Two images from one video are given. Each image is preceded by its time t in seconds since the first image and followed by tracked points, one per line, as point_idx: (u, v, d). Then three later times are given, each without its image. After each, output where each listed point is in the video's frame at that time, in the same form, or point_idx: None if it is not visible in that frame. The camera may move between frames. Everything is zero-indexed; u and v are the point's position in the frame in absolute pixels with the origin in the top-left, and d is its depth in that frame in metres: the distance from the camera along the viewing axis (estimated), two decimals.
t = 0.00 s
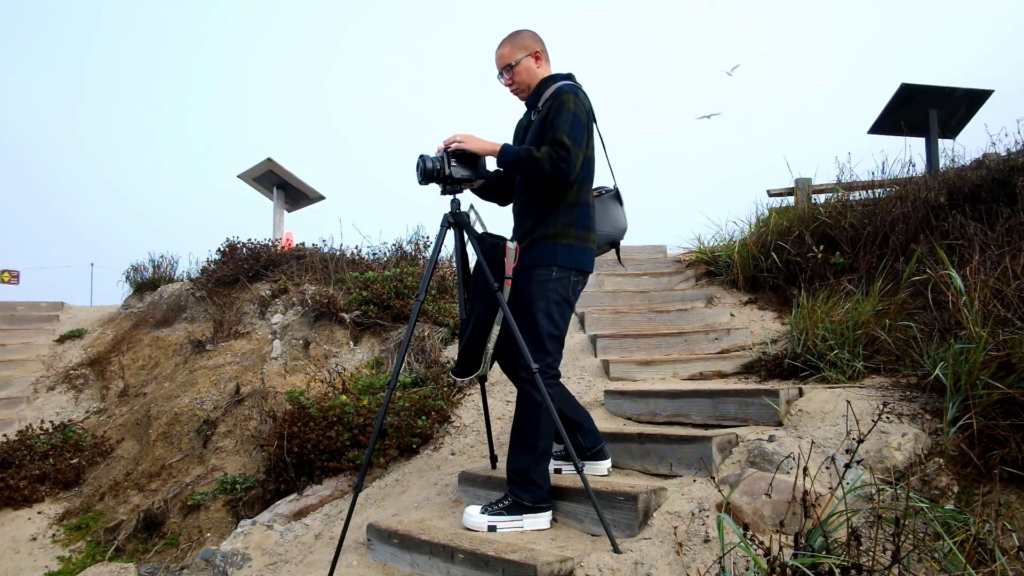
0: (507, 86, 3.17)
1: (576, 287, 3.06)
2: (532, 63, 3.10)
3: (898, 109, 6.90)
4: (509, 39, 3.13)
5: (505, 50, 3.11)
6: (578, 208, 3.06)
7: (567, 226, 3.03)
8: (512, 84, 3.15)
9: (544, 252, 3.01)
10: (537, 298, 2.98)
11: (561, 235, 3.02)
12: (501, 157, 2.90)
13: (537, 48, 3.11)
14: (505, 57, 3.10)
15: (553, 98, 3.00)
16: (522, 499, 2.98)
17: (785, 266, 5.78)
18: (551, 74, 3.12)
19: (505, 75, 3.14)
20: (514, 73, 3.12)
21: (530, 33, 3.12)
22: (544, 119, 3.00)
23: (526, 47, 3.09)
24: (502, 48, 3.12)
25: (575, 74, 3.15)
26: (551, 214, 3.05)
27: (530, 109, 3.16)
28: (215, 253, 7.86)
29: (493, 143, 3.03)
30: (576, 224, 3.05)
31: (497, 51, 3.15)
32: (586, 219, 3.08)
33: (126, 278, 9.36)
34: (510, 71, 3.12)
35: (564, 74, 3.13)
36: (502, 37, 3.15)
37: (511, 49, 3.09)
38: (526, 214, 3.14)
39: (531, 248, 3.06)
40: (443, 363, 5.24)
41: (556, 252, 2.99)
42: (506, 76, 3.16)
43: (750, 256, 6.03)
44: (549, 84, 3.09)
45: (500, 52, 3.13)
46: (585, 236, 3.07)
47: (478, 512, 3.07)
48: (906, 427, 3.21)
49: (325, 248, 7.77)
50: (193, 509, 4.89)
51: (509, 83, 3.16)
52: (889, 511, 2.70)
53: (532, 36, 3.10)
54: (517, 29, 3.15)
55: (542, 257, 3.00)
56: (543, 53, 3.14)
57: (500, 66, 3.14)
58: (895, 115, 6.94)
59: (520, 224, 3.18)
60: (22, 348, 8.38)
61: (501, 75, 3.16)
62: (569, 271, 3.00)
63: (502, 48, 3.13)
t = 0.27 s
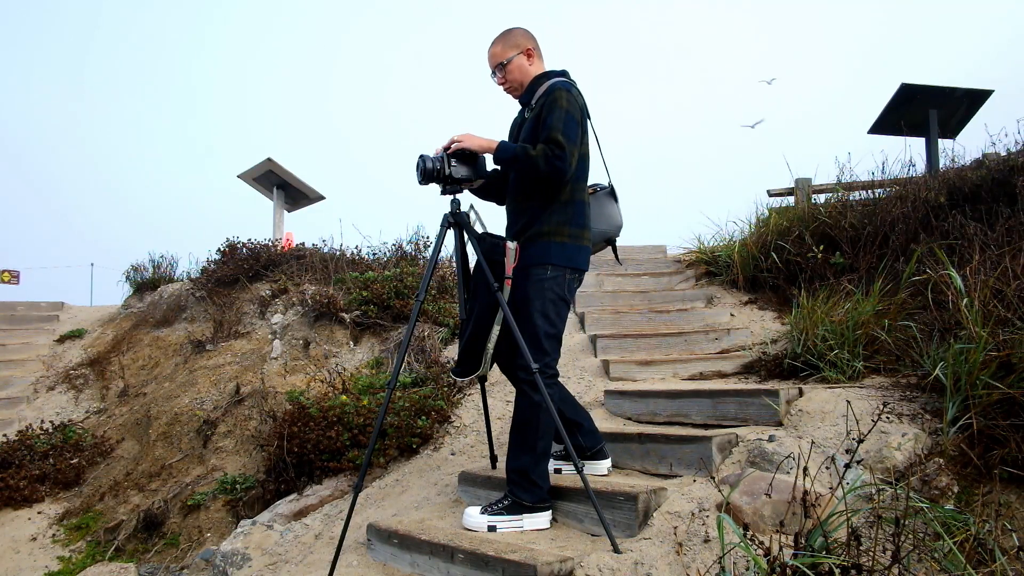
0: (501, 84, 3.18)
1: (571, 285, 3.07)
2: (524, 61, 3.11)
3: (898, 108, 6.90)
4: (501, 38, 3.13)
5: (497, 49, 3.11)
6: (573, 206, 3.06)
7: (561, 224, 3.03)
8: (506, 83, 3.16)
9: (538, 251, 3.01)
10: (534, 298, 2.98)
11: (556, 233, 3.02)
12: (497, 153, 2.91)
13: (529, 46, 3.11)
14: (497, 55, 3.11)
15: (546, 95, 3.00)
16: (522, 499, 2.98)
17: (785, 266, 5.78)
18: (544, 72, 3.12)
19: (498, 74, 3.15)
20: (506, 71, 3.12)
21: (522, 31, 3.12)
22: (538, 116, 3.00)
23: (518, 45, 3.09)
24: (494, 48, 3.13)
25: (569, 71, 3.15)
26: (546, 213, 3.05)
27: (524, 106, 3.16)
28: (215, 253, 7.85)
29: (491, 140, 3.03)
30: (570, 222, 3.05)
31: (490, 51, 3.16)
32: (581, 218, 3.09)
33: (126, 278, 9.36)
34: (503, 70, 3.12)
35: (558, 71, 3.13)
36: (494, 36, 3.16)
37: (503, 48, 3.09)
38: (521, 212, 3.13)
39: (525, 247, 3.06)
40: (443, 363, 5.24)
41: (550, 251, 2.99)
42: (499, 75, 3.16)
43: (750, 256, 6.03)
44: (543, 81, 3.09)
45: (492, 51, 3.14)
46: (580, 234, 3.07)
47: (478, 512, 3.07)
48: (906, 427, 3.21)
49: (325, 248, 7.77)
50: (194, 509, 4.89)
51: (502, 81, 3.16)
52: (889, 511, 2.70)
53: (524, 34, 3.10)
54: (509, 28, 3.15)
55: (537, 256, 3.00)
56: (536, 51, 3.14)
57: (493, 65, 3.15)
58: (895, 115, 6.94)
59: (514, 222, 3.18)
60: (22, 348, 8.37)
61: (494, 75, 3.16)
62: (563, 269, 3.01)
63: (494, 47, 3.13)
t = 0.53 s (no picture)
0: (497, 85, 3.18)
1: (570, 284, 3.06)
2: (519, 61, 3.11)
3: (898, 109, 6.90)
4: (496, 38, 3.13)
5: (493, 50, 3.11)
6: (571, 204, 3.06)
7: (559, 222, 3.03)
8: (502, 83, 3.16)
9: (537, 250, 3.01)
10: (533, 298, 2.98)
11: (554, 232, 3.01)
12: (495, 151, 2.91)
13: (524, 45, 3.11)
14: (492, 56, 3.11)
15: (542, 93, 3.01)
16: (522, 499, 2.98)
17: (785, 266, 5.78)
18: (540, 71, 3.12)
19: (494, 75, 3.15)
20: (502, 72, 3.12)
21: (517, 30, 3.11)
22: (535, 114, 3.00)
23: (513, 45, 3.09)
24: (489, 48, 3.13)
25: (565, 69, 3.15)
26: (544, 211, 3.05)
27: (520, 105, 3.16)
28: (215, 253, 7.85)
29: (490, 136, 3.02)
30: (569, 220, 3.05)
31: (485, 51, 3.15)
32: (580, 216, 3.09)
33: (126, 278, 9.36)
34: (499, 70, 3.12)
35: (554, 70, 3.13)
36: (489, 37, 3.16)
37: (498, 48, 3.09)
38: (518, 211, 3.13)
39: (523, 247, 3.06)
40: (443, 363, 5.24)
41: (549, 250, 2.99)
42: (495, 76, 3.17)
43: (750, 256, 6.03)
44: (538, 80, 3.09)
45: (488, 52, 3.14)
46: (579, 232, 3.07)
47: (478, 513, 3.07)
48: (906, 427, 3.21)
49: (325, 248, 7.77)
50: (193, 509, 4.89)
51: (498, 82, 3.17)
52: (889, 511, 2.70)
53: (519, 33, 3.10)
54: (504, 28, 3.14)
55: (536, 255, 3.00)
56: (531, 50, 3.13)
57: (489, 65, 3.15)
58: (895, 115, 6.94)
59: (512, 221, 3.18)
60: (22, 348, 8.37)
61: (490, 75, 3.16)
62: (563, 269, 3.01)
63: (490, 48, 3.13)
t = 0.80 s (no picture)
0: (497, 85, 3.18)
1: (569, 284, 3.06)
2: (519, 61, 3.10)
3: (898, 109, 6.90)
4: (495, 38, 3.13)
5: (492, 49, 3.11)
6: (569, 204, 3.06)
7: (558, 222, 3.03)
8: (501, 83, 3.16)
9: (537, 250, 3.01)
10: (533, 298, 2.98)
11: (553, 232, 3.02)
12: (490, 148, 2.91)
13: (523, 45, 3.11)
14: (491, 56, 3.12)
15: (541, 92, 3.01)
16: (522, 499, 2.98)
17: (785, 266, 5.78)
18: (539, 70, 3.11)
19: (494, 75, 3.15)
20: (502, 71, 3.12)
21: (516, 30, 3.11)
22: (532, 113, 3.00)
23: (512, 45, 3.09)
24: (488, 48, 3.13)
25: (564, 70, 3.15)
26: (543, 211, 3.05)
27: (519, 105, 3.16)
28: (215, 253, 7.85)
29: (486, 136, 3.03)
30: (567, 220, 3.05)
31: (485, 51, 3.16)
32: (579, 215, 3.08)
33: (126, 278, 9.36)
34: (498, 70, 3.13)
35: (553, 70, 3.12)
36: (488, 36, 3.16)
37: (498, 48, 3.09)
38: (518, 211, 3.13)
39: (523, 247, 3.06)
40: (443, 363, 5.24)
41: (549, 250, 2.99)
42: (495, 76, 3.17)
43: (750, 256, 6.03)
44: (537, 80, 3.09)
45: (487, 51, 3.14)
46: (578, 232, 3.07)
47: (478, 513, 3.07)
48: (905, 427, 3.21)
49: (325, 248, 7.77)
50: (193, 509, 4.89)
51: (498, 82, 3.17)
52: (889, 511, 2.70)
53: (518, 33, 3.10)
54: (503, 28, 3.14)
55: (536, 255, 3.00)
56: (531, 50, 3.13)
57: (488, 65, 3.15)
58: (895, 115, 6.94)
59: (511, 221, 3.18)
60: (22, 348, 8.37)
61: (489, 75, 3.17)
62: (562, 268, 3.01)
63: (489, 48, 3.13)
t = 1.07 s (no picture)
0: (496, 85, 3.18)
1: (569, 285, 3.06)
2: (518, 61, 3.11)
3: (898, 109, 6.90)
4: (494, 38, 3.13)
5: (491, 49, 3.11)
6: (568, 204, 3.06)
7: (557, 222, 3.03)
8: (501, 83, 3.16)
9: (537, 250, 3.01)
10: (533, 298, 2.98)
11: (553, 232, 3.02)
12: (485, 147, 2.92)
13: (523, 45, 3.11)
14: (490, 56, 3.12)
15: (539, 92, 3.01)
16: (522, 499, 2.98)
17: (785, 266, 5.78)
18: (538, 71, 3.11)
19: (493, 75, 3.15)
20: (501, 71, 3.12)
21: (515, 30, 3.11)
22: (530, 114, 3.00)
23: (511, 45, 3.09)
24: (488, 48, 3.13)
25: (564, 69, 3.14)
26: (542, 211, 3.05)
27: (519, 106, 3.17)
28: (215, 253, 7.85)
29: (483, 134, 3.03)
30: (566, 220, 3.04)
31: (484, 51, 3.16)
32: (579, 215, 3.08)
33: (126, 278, 9.36)
34: (498, 71, 3.13)
35: (552, 70, 3.12)
36: (487, 36, 3.16)
37: (497, 48, 3.09)
38: (518, 211, 3.14)
39: (523, 247, 3.06)
40: (443, 363, 5.24)
41: (548, 250, 2.99)
42: (494, 76, 3.17)
43: (750, 256, 6.03)
44: (536, 80, 3.09)
45: (487, 51, 3.14)
46: (577, 232, 3.06)
47: (478, 513, 3.07)
48: (906, 427, 3.21)
49: (325, 248, 7.77)
50: (194, 509, 4.89)
51: (497, 82, 3.17)
52: (889, 511, 2.70)
53: (517, 33, 3.10)
54: (502, 28, 3.14)
55: (536, 256, 3.00)
56: (530, 50, 3.13)
57: (487, 65, 3.15)
58: (895, 115, 6.94)
59: (511, 221, 3.18)
60: (22, 348, 8.37)
61: (489, 75, 3.17)
62: (562, 268, 3.01)
63: (488, 48, 3.13)
